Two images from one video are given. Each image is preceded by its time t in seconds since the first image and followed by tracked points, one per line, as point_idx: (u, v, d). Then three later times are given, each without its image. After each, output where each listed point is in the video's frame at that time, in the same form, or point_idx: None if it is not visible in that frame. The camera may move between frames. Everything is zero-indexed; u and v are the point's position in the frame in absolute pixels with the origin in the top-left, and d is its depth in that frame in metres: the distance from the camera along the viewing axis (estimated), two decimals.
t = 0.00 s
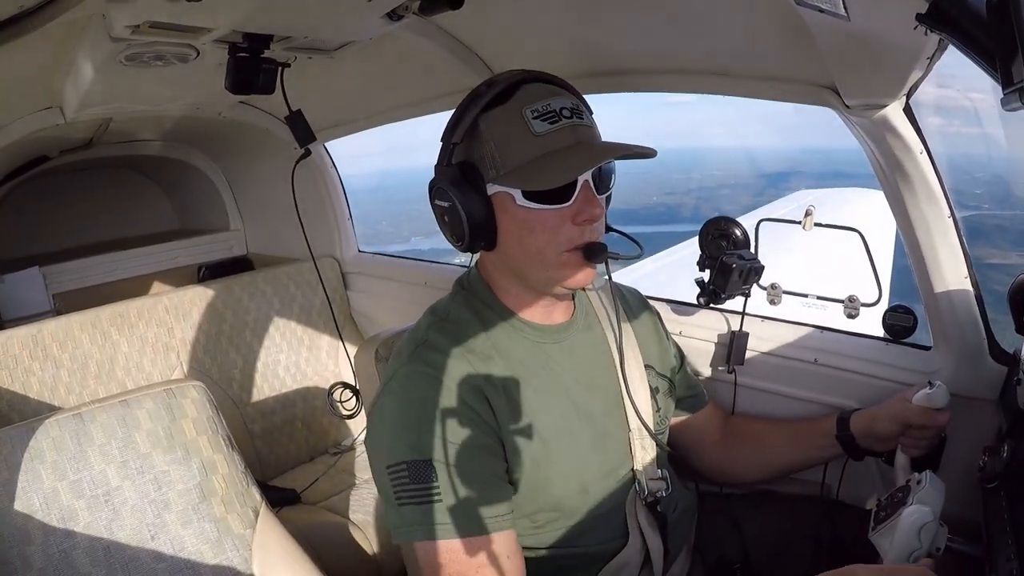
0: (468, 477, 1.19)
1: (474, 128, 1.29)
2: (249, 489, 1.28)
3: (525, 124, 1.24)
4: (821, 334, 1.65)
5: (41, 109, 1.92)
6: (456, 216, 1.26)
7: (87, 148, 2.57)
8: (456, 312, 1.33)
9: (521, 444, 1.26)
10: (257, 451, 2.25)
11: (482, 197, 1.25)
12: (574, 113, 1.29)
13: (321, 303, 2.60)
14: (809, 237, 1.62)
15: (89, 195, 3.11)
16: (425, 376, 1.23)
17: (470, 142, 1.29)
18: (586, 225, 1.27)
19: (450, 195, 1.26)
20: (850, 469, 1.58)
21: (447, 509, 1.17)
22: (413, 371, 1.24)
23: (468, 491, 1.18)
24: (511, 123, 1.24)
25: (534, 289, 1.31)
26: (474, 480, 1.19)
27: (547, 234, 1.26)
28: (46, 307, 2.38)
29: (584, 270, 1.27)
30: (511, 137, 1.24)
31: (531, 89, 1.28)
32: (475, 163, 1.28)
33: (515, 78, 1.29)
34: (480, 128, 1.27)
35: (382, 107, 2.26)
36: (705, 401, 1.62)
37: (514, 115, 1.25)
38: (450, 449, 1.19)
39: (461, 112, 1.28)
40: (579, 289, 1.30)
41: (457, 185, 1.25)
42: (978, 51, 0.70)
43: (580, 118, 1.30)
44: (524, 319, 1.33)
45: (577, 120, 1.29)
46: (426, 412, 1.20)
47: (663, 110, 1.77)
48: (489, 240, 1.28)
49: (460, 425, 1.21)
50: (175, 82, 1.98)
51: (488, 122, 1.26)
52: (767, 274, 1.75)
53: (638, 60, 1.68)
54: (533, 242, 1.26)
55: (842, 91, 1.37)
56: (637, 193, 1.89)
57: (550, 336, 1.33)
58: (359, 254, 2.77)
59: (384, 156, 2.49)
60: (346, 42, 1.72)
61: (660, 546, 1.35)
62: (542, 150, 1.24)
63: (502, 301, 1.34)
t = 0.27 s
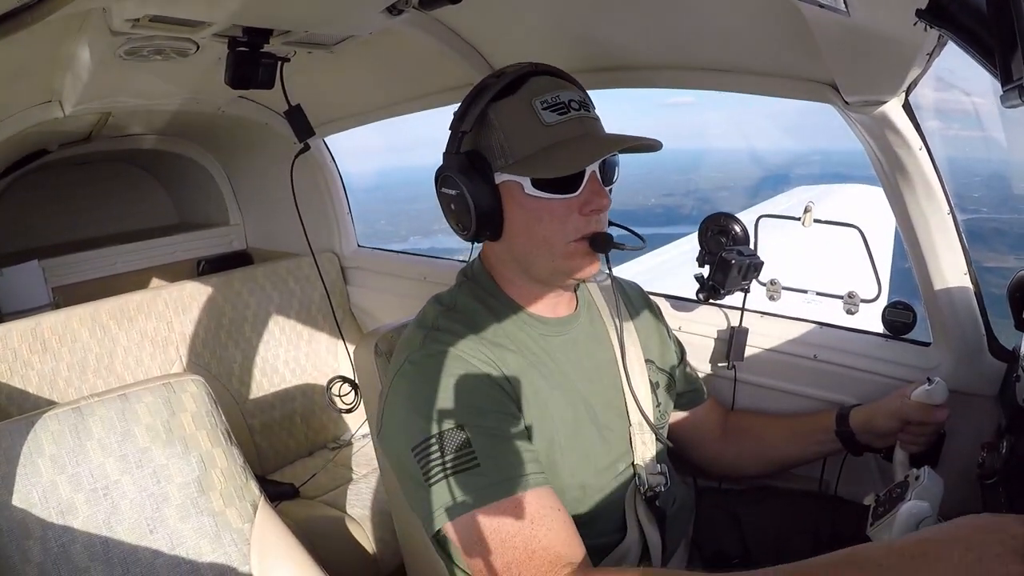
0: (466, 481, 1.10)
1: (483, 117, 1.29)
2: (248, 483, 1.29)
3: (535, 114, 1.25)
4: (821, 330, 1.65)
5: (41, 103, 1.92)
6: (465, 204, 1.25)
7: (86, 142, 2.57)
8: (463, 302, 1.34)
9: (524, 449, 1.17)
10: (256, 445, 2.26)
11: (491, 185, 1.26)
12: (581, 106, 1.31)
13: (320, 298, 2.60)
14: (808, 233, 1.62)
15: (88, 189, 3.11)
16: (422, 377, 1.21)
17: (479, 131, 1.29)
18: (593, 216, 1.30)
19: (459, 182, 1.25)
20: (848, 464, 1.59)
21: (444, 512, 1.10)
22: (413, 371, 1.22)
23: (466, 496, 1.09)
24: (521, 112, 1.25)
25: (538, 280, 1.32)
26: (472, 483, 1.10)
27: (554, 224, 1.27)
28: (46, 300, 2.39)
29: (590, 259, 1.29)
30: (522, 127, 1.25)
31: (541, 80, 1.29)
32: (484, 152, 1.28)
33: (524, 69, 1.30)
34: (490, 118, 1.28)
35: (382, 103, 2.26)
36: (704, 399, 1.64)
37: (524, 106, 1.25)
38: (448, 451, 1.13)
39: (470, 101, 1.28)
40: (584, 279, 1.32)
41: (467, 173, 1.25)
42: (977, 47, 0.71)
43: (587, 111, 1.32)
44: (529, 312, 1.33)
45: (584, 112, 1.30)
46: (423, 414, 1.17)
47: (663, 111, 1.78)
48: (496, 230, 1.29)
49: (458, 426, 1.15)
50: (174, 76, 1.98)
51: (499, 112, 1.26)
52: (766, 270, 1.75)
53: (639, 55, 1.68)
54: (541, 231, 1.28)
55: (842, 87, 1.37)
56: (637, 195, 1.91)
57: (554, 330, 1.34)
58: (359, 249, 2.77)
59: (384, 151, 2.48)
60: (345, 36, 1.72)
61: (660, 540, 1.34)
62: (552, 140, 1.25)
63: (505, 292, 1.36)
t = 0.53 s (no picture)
0: (463, 481, 1.08)
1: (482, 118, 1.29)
2: (246, 484, 1.28)
3: (536, 111, 1.24)
4: (820, 330, 1.65)
5: (38, 106, 1.92)
6: (471, 204, 1.24)
7: (85, 144, 2.57)
8: (462, 302, 1.34)
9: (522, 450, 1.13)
10: (255, 447, 2.26)
11: (497, 184, 1.25)
12: (578, 102, 1.32)
13: (319, 300, 2.60)
14: (806, 232, 1.63)
15: (86, 192, 3.11)
16: (421, 378, 1.20)
17: (480, 132, 1.29)
18: (598, 206, 1.32)
19: (465, 182, 1.25)
20: (847, 465, 1.58)
21: (442, 512, 1.09)
22: (412, 372, 1.22)
23: (464, 496, 1.08)
24: (521, 109, 1.24)
25: (541, 277, 1.32)
26: (469, 483, 1.08)
27: (562, 216, 1.29)
28: (44, 303, 2.39)
29: (597, 250, 1.31)
30: (523, 124, 1.24)
31: (537, 78, 1.29)
32: (487, 152, 1.28)
33: (519, 69, 1.30)
34: (489, 117, 1.27)
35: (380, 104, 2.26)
36: (702, 397, 1.63)
37: (524, 103, 1.25)
38: (446, 452, 1.11)
39: (468, 103, 1.29)
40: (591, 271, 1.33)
41: (473, 173, 1.25)
42: (973, 47, 0.71)
43: (583, 107, 1.32)
44: (531, 313, 1.34)
45: (581, 108, 1.31)
46: (422, 415, 1.16)
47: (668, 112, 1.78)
48: (503, 229, 1.28)
49: (457, 427, 1.13)
50: (172, 78, 1.98)
51: (499, 110, 1.26)
52: (765, 270, 1.75)
53: (636, 56, 1.68)
54: (549, 224, 1.29)
55: (839, 87, 1.36)
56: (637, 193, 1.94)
57: (554, 330, 1.34)
58: (357, 250, 2.77)
59: (382, 153, 2.48)
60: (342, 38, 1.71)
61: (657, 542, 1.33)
62: (554, 135, 1.25)
63: (505, 293, 1.35)
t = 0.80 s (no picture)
0: (461, 482, 1.08)
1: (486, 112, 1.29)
2: (245, 482, 1.29)
3: (541, 104, 1.25)
4: (820, 328, 1.65)
5: (37, 102, 1.92)
6: (477, 195, 1.24)
7: (84, 140, 2.57)
8: (463, 301, 1.33)
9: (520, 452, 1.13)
10: (254, 444, 2.26)
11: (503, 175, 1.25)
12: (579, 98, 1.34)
13: (318, 297, 2.60)
14: (806, 231, 1.63)
15: (85, 188, 3.10)
16: (420, 379, 1.20)
17: (485, 125, 1.29)
18: (601, 199, 1.33)
19: (472, 174, 1.24)
20: (845, 463, 1.59)
21: (441, 512, 1.09)
22: (410, 373, 1.21)
23: (462, 497, 1.08)
24: (527, 103, 1.25)
25: (544, 272, 1.33)
26: (467, 484, 1.08)
27: (567, 209, 1.30)
28: (43, 299, 2.39)
29: (600, 244, 1.32)
30: (529, 116, 1.25)
31: (539, 74, 1.30)
32: (491, 145, 1.29)
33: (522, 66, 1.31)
34: (495, 110, 1.28)
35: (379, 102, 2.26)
36: (699, 399, 1.64)
37: (529, 96, 1.26)
38: (444, 454, 1.11)
39: (473, 97, 1.29)
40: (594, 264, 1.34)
41: (479, 164, 1.25)
42: (973, 47, 0.71)
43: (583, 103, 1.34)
44: (531, 313, 1.34)
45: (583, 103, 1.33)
46: (420, 416, 1.16)
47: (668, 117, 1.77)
48: (507, 222, 1.27)
49: (454, 428, 1.13)
50: (171, 74, 1.98)
51: (504, 104, 1.27)
52: (764, 269, 1.75)
53: (636, 54, 1.68)
54: (554, 217, 1.29)
55: (840, 86, 1.36)
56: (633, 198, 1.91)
57: (555, 330, 1.34)
58: (357, 248, 2.77)
59: (382, 150, 2.48)
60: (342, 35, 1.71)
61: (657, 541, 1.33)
62: (560, 128, 1.27)
63: (506, 292, 1.35)
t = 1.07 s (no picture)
0: (459, 485, 1.08)
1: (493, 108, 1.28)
2: (246, 479, 1.29)
3: (550, 101, 1.25)
4: (822, 325, 1.65)
5: (37, 100, 1.91)
6: (485, 192, 1.23)
7: (84, 138, 2.57)
8: (466, 296, 1.34)
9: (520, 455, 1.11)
10: (255, 441, 2.27)
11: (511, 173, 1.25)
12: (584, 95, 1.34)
13: (319, 294, 2.60)
14: (807, 228, 1.64)
15: (84, 186, 3.10)
16: (420, 379, 1.19)
17: (492, 122, 1.28)
18: (606, 195, 1.34)
19: (481, 170, 1.23)
20: (846, 460, 1.59)
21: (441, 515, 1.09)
22: (411, 372, 1.21)
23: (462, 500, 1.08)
24: (536, 100, 1.25)
25: (548, 268, 1.33)
26: (467, 488, 1.08)
27: (574, 205, 1.30)
28: (43, 297, 2.39)
29: (604, 240, 1.33)
30: (537, 113, 1.25)
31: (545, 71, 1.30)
32: (498, 142, 1.28)
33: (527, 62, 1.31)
34: (502, 106, 1.27)
35: (380, 99, 2.26)
36: (701, 394, 1.64)
37: (538, 93, 1.26)
38: (443, 456, 1.11)
39: (480, 92, 1.27)
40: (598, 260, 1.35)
41: (489, 160, 1.23)
42: (975, 43, 0.71)
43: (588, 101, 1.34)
44: (538, 309, 1.34)
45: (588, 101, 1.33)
46: (421, 418, 1.16)
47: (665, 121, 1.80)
48: (514, 219, 1.27)
49: (453, 431, 1.12)
50: (171, 72, 1.98)
51: (512, 101, 1.26)
52: (764, 266, 1.75)
53: (637, 51, 1.68)
54: (560, 214, 1.30)
55: (840, 83, 1.36)
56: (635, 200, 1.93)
57: (559, 324, 1.34)
58: (357, 245, 2.78)
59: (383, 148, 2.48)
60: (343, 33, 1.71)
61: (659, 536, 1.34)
62: (567, 125, 1.27)
63: (510, 288, 1.35)
